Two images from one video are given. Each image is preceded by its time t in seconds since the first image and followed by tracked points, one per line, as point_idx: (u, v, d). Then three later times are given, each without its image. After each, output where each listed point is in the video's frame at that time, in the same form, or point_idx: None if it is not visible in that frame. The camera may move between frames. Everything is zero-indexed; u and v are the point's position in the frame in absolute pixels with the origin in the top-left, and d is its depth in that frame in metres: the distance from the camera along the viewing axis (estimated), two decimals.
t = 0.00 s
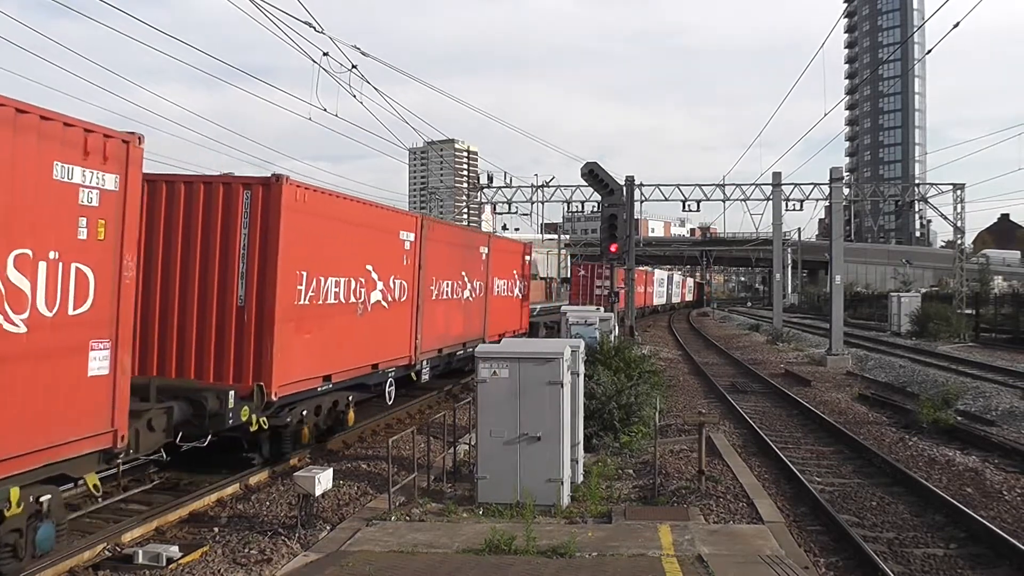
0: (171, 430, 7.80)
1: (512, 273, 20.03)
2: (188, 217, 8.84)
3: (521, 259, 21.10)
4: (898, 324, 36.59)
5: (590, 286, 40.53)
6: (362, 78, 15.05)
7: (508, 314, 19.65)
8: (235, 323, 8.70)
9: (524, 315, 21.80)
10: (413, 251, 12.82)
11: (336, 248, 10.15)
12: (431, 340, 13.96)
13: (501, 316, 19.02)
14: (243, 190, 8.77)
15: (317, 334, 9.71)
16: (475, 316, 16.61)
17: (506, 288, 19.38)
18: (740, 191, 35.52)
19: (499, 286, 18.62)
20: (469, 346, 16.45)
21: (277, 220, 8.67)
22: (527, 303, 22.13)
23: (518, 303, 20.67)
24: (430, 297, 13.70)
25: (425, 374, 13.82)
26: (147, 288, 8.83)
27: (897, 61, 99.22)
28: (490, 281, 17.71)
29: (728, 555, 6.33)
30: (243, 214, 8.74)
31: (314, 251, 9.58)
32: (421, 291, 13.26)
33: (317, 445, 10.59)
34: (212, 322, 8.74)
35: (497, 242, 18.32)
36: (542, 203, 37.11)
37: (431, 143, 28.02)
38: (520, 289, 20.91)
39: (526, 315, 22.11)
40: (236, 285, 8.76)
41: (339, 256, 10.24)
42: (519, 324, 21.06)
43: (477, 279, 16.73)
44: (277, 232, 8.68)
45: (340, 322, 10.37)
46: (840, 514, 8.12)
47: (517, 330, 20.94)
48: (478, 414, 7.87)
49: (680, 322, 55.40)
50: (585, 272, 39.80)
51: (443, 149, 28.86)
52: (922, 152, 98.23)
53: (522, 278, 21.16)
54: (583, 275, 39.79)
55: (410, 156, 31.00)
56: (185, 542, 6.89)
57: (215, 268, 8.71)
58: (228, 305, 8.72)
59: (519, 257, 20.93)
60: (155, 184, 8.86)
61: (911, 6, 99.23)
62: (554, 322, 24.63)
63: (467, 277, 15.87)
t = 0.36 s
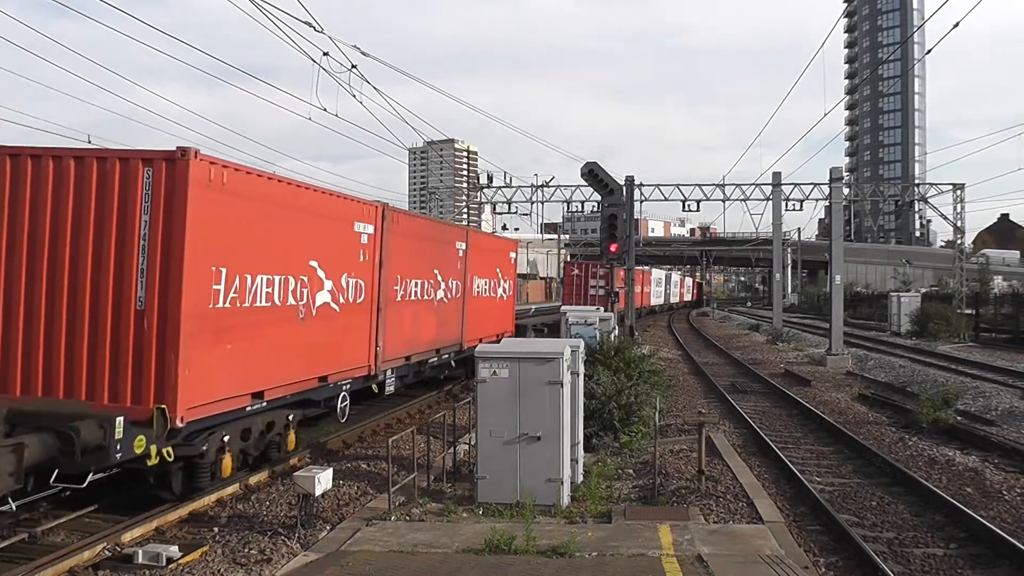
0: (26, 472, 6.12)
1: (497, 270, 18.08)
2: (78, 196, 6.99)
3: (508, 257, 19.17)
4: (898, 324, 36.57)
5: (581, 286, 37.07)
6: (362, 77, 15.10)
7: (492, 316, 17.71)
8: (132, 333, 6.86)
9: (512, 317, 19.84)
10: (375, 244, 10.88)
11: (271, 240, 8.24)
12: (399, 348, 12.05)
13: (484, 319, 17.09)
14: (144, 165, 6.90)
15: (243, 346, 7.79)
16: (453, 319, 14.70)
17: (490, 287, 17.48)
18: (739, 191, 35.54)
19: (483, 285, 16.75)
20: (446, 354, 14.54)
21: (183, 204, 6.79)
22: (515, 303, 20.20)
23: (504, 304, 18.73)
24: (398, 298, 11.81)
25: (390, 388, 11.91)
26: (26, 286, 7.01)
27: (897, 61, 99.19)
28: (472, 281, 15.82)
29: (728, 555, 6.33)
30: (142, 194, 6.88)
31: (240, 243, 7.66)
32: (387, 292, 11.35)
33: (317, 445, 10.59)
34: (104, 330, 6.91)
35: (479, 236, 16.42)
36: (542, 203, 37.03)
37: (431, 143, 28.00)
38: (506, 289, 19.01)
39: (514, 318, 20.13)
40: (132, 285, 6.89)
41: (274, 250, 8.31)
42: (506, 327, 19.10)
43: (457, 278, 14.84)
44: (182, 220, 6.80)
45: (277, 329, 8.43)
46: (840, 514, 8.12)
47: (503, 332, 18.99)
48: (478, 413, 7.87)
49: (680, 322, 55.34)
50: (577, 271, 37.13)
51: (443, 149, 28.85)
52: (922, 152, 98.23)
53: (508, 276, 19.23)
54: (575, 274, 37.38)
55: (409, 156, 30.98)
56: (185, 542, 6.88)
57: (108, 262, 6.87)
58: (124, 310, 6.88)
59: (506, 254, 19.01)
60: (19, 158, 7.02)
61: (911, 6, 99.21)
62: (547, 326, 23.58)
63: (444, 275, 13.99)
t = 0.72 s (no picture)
0: None
1: (471, 269, 16.59)
2: None
3: (485, 256, 17.69)
4: (897, 324, 36.57)
5: (575, 285, 35.35)
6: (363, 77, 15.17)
7: (467, 320, 16.21)
8: None
9: (491, 321, 18.32)
10: (317, 235, 9.39)
11: (166, 222, 6.66)
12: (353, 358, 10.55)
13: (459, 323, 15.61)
14: None
15: (132, 358, 6.29)
16: (421, 322, 13.20)
17: (464, 288, 16.03)
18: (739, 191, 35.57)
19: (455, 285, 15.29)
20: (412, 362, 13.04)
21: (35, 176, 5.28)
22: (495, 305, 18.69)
23: (479, 306, 17.26)
24: (350, 299, 10.32)
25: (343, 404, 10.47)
26: None
27: (897, 61, 99.17)
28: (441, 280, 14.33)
29: (728, 555, 6.33)
30: None
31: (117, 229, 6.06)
32: (335, 291, 9.86)
33: (317, 445, 10.59)
34: None
35: (450, 230, 14.96)
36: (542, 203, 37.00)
37: (431, 143, 28.00)
38: (484, 288, 17.54)
39: (493, 323, 18.63)
40: None
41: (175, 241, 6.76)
42: (484, 330, 17.60)
43: (423, 276, 13.38)
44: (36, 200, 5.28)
45: (183, 336, 6.93)
46: (839, 514, 8.12)
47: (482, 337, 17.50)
48: (479, 413, 7.87)
49: (680, 322, 55.32)
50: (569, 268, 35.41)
51: (443, 149, 28.84)
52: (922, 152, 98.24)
53: (485, 275, 17.73)
54: (567, 272, 35.56)
55: (409, 156, 30.96)
56: (185, 542, 6.89)
57: None
58: None
59: (482, 251, 17.53)
60: None
61: (911, 6, 99.23)
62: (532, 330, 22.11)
63: (408, 273, 12.52)
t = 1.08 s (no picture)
0: None
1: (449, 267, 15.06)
2: None
3: (465, 253, 16.12)
4: (897, 324, 36.56)
5: (569, 286, 33.31)
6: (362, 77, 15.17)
7: (443, 324, 14.68)
8: None
9: (473, 326, 16.74)
10: (240, 224, 7.91)
11: (121, 215, 6.22)
12: (291, 371, 9.10)
13: (433, 328, 14.11)
14: None
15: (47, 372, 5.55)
16: (382, 327, 11.72)
17: (440, 288, 14.52)
18: (739, 191, 35.59)
19: (427, 284, 13.78)
20: (369, 373, 11.56)
21: None
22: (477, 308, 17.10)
23: (459, 307, 15.69)
24: (286, 302, 8.87)
25: (280, 426, 9.15)
26: None
27: (897, 61, 99.14)
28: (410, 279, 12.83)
29: (728, 555, 6.33)
30: None
31: (52, 213, 5.55)
32: (266, 292, 8.41)
33: (317, 445, 10.59)
34: None
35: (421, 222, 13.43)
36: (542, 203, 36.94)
37: (431, 143, 27.98)
38: (463, 289, 16.00)
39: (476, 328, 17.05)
40: None
41: (132, 230, 6.32)
42: (464, 335, 16.03)
43: (387, 274, 11.88)
44: None
45: (61, 351, 5.64)
46: (839, 514, 8.12)
47: (462, 343, 15.96)
48: (479, 413, 7.87)
49: (681, 322, 55.27)
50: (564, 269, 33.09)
51: (442, 149, 28.81)
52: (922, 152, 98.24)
53: (465, 274, 16.16)
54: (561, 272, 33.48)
55: (409, 155, 30.92)
56: (184, 542, 6.88)
57: None
58: None
59: (462, 247, 15.99)
60: None
61: (911, 6, 99.23)
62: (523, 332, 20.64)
63: (366, 271, 11.07)
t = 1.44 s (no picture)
0: None
1: (420, 265, 13.28)
2: None
3: (439, 250, 14.33)
4: (897, 324, 36.55)
5: (560, 286, 32.34)
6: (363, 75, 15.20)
7: (412, 329, 12.87)
8: None
9: (449, 331, 14.96)
10: (125, 205, 6.16)
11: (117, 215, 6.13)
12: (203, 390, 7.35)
13: (399, 333, 12.32)
14: None
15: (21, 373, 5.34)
16: (333, 333, 9.95)
17: (409, 288, 12.75)
18: (739, 191, 35.66)
19: (392, 283, 11.99)
20: (316, 388, 9.79)
21: None
22: (453, 311, 15.27)
23: (431, 309, 13.90)
24: (194, 306, 7.12)
25: (190, 458, 7.52)
26: None
27: (897, 61, 99.12)
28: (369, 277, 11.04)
29: (728, 554, 6.33)
30: None
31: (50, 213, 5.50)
32: (167, 294, 6.73)
33: (317, 445, 10.59)
34: None
35: (384, 212, 11.64)
36: (542, 203, 36.89)
37: (431, 143, 27.97)
38: (436, 290, 14.22)
39: (452, 333, 15.26)
40: None
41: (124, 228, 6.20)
42: (437, 341, 14.23)
43: (339, 271, 10.11)
44: None
45: None
46: (839, 514, 8.12)
47: (434, 349, 14.13)
48: (478, 413, 7.87)
49: (681, 322, 55.22)
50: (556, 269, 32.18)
51: (442, 149, 28.79)
52: (922, 152, 98.24)
53: (438, 273, 14.35)
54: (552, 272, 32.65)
55: (409, 156, 30.89)
56: (184, 542, 6.88)
57: None
58: None
59: (436, 242, 14.21)
60: None
61: (911, 6, 99.25)
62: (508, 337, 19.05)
63: (312, 268, 9.31)
